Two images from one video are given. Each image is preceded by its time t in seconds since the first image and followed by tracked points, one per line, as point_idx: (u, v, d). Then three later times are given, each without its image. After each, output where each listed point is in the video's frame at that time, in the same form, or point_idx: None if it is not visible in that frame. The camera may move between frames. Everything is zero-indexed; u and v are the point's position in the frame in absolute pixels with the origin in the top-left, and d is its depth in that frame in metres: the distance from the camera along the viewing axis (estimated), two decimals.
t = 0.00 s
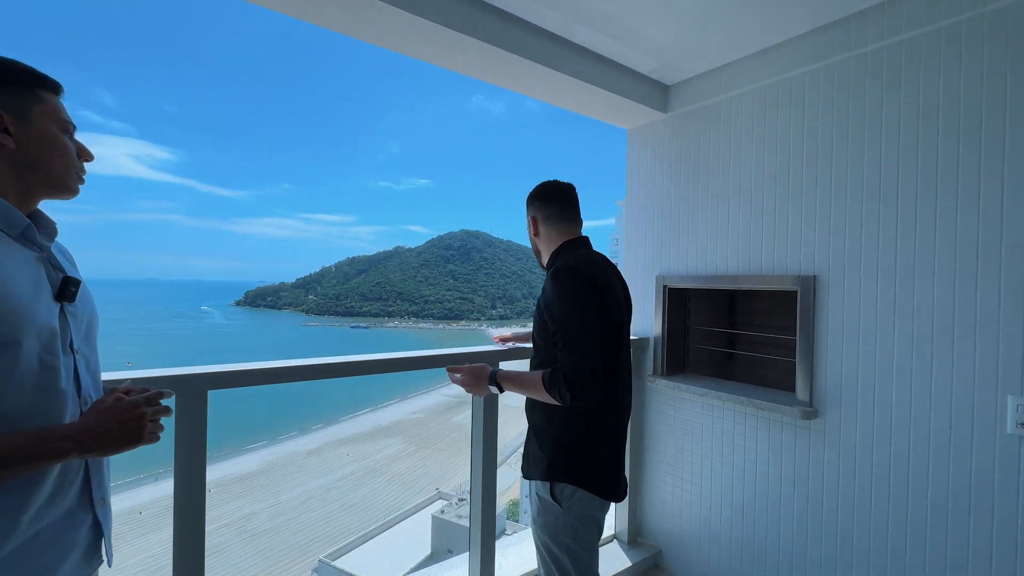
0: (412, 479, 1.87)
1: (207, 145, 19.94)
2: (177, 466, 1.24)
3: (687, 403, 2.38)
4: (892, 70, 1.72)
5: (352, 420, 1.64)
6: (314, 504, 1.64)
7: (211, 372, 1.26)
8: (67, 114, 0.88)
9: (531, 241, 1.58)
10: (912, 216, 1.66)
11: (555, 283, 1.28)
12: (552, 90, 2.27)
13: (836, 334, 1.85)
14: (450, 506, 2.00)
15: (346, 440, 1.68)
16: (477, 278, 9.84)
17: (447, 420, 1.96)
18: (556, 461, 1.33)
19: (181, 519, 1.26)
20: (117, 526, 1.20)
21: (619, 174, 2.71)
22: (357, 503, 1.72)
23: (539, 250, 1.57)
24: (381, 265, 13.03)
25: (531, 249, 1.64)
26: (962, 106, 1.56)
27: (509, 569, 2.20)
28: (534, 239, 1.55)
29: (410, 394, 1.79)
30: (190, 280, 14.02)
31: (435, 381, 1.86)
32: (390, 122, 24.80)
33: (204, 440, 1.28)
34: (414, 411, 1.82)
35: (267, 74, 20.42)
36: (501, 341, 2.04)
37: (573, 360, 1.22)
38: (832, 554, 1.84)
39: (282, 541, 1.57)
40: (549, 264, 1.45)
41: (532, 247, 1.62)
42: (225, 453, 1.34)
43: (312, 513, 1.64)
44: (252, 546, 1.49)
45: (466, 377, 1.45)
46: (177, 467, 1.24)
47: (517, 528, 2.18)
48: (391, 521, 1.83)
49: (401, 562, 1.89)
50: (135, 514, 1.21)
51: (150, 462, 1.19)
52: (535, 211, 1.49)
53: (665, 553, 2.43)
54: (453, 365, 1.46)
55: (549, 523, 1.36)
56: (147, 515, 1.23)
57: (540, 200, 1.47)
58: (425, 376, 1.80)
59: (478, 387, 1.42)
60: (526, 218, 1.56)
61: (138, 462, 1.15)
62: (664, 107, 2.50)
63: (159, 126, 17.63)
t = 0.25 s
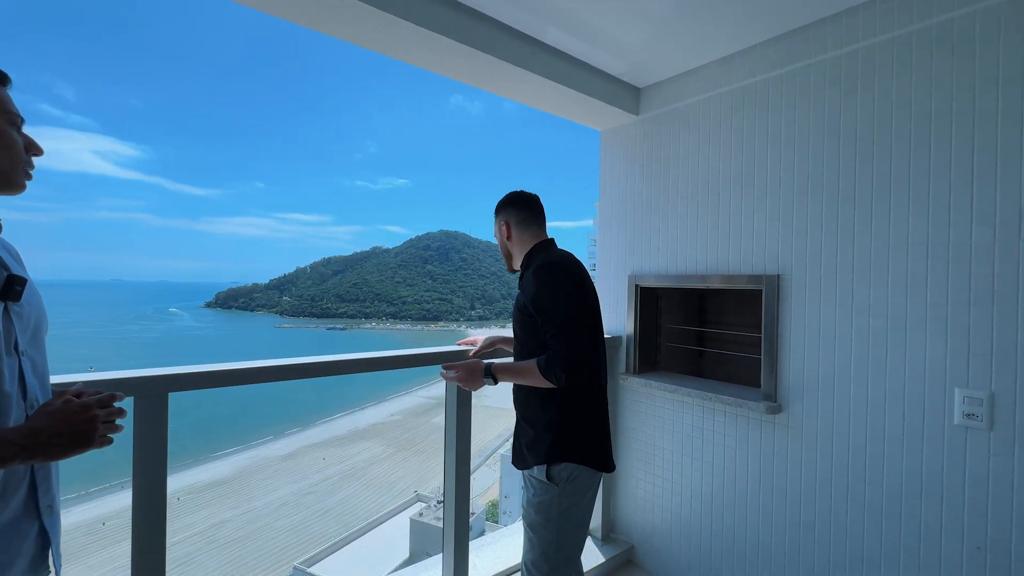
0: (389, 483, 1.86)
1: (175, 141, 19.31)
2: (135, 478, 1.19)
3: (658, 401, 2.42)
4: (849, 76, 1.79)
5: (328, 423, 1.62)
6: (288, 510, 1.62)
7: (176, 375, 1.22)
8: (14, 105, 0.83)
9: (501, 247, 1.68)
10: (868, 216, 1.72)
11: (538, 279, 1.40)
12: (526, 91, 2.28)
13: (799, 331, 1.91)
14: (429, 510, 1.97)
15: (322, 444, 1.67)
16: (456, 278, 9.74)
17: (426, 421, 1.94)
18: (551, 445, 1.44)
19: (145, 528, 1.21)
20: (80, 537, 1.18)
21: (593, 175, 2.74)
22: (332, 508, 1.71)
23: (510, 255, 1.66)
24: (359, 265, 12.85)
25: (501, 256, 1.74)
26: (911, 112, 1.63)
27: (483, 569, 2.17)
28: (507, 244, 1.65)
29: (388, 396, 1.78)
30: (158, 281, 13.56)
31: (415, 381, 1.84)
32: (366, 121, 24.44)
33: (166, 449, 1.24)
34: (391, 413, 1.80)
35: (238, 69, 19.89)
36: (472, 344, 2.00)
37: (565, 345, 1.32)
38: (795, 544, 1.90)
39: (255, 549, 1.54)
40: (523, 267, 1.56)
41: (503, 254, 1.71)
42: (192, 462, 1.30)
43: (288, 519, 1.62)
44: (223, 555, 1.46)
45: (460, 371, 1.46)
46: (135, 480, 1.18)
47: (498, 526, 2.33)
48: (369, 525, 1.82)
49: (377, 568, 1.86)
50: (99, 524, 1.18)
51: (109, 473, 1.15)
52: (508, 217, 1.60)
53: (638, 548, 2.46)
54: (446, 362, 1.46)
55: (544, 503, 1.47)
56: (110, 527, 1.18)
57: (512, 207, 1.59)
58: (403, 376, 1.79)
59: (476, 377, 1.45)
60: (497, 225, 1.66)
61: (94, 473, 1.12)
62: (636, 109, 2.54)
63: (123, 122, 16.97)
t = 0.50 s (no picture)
0: (380, 485, 1.85)
1: (162, 141, 19.04)
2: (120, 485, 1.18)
3: (649, 400, 2.43)
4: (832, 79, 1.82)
5: (319, 425, 1.61)
6: (277, 515, 1.60)
7: (161, 379, 1.21)
8: None
9: (498, 245, 1.67)
10: (853, 216, 1.75)
11: (549, 278, 1.42)
12: (515, 92, 2.28)
13: (786, 330, 1.93)
14: (420, 511, 1.95)
15: (314, 446, 1.65)
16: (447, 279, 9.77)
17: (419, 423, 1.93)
18: (553, 434, 1.46)
19: (131, 536, 1.19)
20: (62, 546, 1.15)
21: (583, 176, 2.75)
22: (323, 512, 1.70)
23: (506, 253, 1.67)
24: (349, 267, 12.77)
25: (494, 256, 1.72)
26: (893, 113, 1.66)
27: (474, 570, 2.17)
28: (504, 244, 1.65)
29: (379, 397, 1.78)
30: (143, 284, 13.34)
31: (406, 382, 1.86)
32: (356, 122, 24.33)
33: (152, 453, 1.22)
34: (382, 415, 1.80)
35: (226, 69, 19.71)
36: (461, 347, 1.99)
37: (576, 341, 1.35)
38: (783, 541, 1.92)
39: (245, 553, 1.53)
40: (526, 266, 1.57)
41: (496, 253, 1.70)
42: (178, 466, 1.28)
43: (278, 523, 1.60)
44: (210, 561, 1.44)
45: (474, 365, 1.41)
46: (121, 485, 1.17)
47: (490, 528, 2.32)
48: (360, 528, 1.81)
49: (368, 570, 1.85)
50: (83, 531, 1.16)
51: (94, 478, 1.13)
52: (509, 217, 1.60)
53: (630, 547, 2.47)
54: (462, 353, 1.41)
55: (549, 494, 1.48)
56: (95, 534, 1.17)
57: (512, 207, 1.60)
58: (395, 377, 1.80)
59: (485, 375, 1.40)
60: (495, 224, 1.65)
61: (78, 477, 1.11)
62: (625, 110, 2.55)
63: (107, 122, 16.69)
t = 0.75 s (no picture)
0: (380, 487, 1.82)
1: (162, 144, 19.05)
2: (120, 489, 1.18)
3: (649, 401, 2.44)
4: (831, 79, 1.82)
5: (319, 426, 1.61)
6: (277, 517, 1.58)
7: (162, 382, 1.20)
8: None
9: (512, 244, 1.67)
10: (852, 216, 1.75)
11: (580, 288, 1.53)
12: (513, 93, 2.28)
13: (786, 329, 1.93)
14: (422, 512, 1.93)
15: (313, 448, 1.65)
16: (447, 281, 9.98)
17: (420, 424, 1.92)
18: (570, 439, 1.57)
19: (130, 539, 1.19)
20: (61, 549, 1.14)
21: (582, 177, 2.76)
22: (324, 514, 1.69)
23: (518, 251, 1.69)
24: (348, 268, 12.78)
25: (501, 254, 1.71)
26: (892, 113, 1.66)
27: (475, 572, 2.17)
28: (521, 242, 1.67)
29: (381, 398, 1.78)
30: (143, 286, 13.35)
31: (407, 384, 1.87)
32: (354, 123, 24.37)
33: (154, 456, 1.22)
34: (384, 416, 1.80)
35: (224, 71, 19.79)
36: (462, 348, 2.00)
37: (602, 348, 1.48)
38: (785, 540, 1.92)
39: (245, 555, 1.50)
40: (546, 267, 1.64)
41: (505, 251, 1.70)
42: (178, 469, 1.28)
43: (278, 526, 1.58)
44: (211, 564, 1.43)
45: (515, 357, 1.37)
46: (120, 487, 1.17)
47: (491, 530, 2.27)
48: (360, 531, 1.77)
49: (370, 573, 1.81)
50: (83, 535, 1.16)
51: (95, 481, 1.14)
52: (531, 217, 1.66)
53: (631, 548, 2.47)
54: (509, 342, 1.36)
55: (568, 495, 1.56)
56: (95, 537, 1.16)
57: (534, 207, 1.66)
58: (396, 378, 1.81)
59: (525, 369, 1.37)
60: (512, 223, 1.66)
61: (80, 479, 1.12)
62: (623, 111, 2.56)
63: (105, 124, 16.73)
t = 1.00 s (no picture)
0: (380, 487, 1.80)
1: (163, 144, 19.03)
2: (123, 489, 1.18)
3: (651, 401, 2.44)
4: (833, 79, 1.81)
5: (319, 427, 1.59)
6: (278, 518, 1.57)
7: (163, 384, 1.20)
8: None
9: (546, 237, 1.72)
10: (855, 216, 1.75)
11: (609, 288, 1.63)
12: (515, 93, 2.28)
13: (788, 329, 1.93)
14: (423, 512, 1.91)
15: (315, 448, 1.63)
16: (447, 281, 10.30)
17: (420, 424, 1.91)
18: (585, 436, 1.63)
19: (132, 539, 1.19)
20: (63, 550, 1.14)
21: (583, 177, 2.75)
22: (325, 513, 1.67)
23: (548, 245, 1.73)
24: (348, 268, 12.76)
25: (529, 245, 1.72)
26: (895, 112, 1.66)
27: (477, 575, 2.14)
28: (554, 237, 1.73)
29: (384, 398, 1.77)
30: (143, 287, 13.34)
31: (410, 384, 1.86)
32: (355, 123, 24.34)
33: (156, 456, 1.22)
34: (386, 416, 1.79)
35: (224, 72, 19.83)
36: (461, 349, 1.99)
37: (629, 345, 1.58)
38: (787, 541, 1.92)
39: (246, 555, 1.50)
40: (575, 265, 1.73)
41: (534, 243, 1.73)
42: (179, 470, 1.28)
43: (279, 526, 1.57)
44: (211, 564, 1.42)
45: (565, 363, 1.39)
46: (123, 487, 1.17)
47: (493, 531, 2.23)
48: (362, 530, 1.75)
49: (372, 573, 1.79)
50: (83, 535, 1.15)
51: (98, 481, 1.13)
52: (566, 217, 1.76)
53: (633, 549, 2.46)
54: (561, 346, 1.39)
55: (583, 490, 1.62)
56: (96, 538, 1.16)
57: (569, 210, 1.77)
58: (399, 379, 1.80)
59: (572, 374, 1.39)
60: (549, 217, 1.73)
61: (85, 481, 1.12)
62: (624, 111, 2.55)
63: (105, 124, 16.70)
